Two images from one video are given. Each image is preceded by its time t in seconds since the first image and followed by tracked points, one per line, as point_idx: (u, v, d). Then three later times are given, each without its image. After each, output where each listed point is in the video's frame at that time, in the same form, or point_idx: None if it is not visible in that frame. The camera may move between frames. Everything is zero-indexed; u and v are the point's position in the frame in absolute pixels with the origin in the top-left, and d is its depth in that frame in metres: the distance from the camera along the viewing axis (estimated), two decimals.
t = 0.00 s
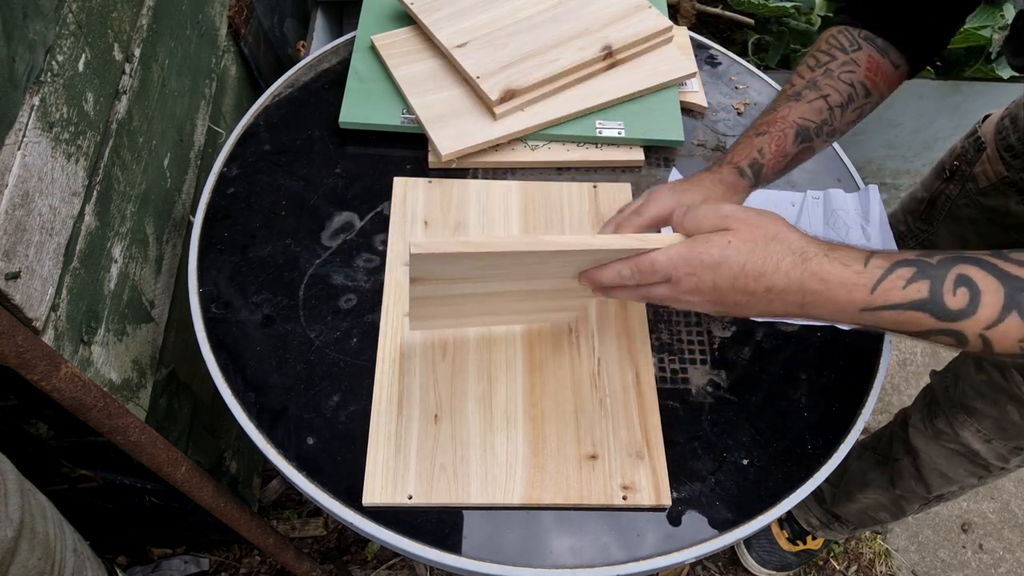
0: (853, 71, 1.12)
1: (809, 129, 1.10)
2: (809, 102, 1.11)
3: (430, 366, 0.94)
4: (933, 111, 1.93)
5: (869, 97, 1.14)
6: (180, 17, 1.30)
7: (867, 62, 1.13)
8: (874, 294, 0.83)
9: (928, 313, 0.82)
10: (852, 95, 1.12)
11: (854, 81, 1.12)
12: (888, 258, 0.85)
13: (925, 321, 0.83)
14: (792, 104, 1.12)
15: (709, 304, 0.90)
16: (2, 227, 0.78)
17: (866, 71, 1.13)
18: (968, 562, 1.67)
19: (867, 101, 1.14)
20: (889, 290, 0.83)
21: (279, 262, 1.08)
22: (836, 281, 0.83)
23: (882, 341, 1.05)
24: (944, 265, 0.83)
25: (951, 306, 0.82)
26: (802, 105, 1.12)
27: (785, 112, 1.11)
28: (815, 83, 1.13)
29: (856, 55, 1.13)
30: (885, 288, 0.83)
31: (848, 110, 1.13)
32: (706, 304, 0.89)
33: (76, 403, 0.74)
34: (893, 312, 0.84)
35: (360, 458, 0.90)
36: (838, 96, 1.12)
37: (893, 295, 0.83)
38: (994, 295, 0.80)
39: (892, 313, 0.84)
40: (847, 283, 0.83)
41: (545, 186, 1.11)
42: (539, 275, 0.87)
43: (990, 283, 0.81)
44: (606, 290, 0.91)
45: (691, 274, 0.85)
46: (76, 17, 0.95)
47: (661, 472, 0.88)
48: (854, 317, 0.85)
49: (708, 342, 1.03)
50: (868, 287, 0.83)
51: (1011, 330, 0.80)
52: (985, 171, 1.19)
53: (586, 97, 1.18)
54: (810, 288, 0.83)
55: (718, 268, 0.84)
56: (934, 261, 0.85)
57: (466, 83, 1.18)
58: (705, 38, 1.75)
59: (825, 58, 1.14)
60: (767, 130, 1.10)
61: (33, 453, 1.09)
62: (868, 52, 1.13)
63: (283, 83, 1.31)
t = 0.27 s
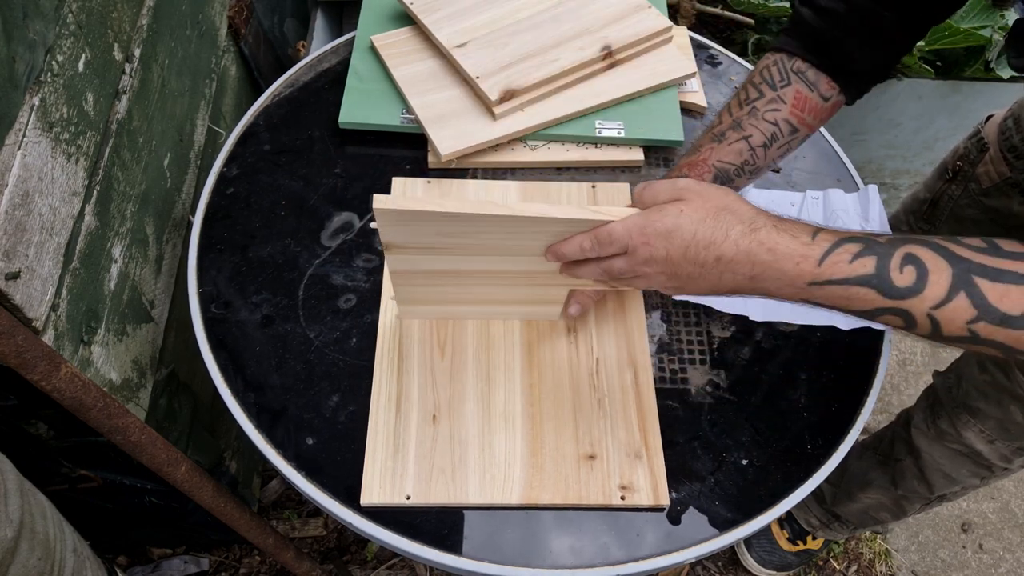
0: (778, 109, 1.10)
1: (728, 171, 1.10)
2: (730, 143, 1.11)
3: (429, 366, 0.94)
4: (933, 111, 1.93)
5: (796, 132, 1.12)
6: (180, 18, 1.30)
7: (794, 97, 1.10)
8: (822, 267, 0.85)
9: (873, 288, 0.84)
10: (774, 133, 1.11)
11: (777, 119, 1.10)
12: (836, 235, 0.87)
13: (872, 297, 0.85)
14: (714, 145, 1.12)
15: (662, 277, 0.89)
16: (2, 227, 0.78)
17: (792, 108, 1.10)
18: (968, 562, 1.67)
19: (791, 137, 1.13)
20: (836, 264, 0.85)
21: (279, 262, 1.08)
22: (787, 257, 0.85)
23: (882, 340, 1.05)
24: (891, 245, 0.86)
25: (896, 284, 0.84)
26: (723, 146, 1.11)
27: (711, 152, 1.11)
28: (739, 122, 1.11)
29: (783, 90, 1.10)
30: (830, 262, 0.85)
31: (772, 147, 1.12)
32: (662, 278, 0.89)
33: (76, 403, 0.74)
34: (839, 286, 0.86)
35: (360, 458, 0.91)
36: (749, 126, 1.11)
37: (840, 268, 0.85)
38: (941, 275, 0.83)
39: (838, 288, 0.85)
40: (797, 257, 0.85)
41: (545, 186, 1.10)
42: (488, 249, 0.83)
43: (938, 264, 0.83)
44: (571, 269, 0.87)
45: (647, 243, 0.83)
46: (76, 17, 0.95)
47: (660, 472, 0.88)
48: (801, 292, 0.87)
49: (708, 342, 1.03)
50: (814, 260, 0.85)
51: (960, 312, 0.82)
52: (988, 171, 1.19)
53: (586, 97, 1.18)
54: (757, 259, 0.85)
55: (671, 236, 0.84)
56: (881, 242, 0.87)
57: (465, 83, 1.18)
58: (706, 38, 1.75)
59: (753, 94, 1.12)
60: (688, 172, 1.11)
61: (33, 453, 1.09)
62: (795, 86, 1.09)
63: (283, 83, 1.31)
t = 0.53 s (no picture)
0: (763, 110, 1.10)
1: (712, 172, 1.13)
2: (715, 145, 1.12)
3: (429, 366, 0.94)
4: (933, 111, 1.93)
5: (782, 131, 1.13)
6: (180, 18, 1.30)
7: (780, 97, 1.10)
8: (817, 266, 0.84)
9: (868, 286, 0.84)
10: (760, 134, 1.12)
11: (763, 120, 1.11)
12: (831, 233, 0.87)
13: (867, 295, 0.85)
14: (700, 147, 1.13)
15: (659, 277, 0.89)
16: (2, 227, 0.78)
17: (778, 108, 1.10)
18: (968, 562, 1.67)
19: (778, 136, 1.14)
20: (832, 263, 0.84)
21: (279, 262, 1.08)
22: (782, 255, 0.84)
23: (882, 340, 1.05)
24: (886, 242, 0.85)
25: (892, 281, 0.83)
26: (709, 147, 1.13)
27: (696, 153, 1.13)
28: (724, 124, 1.12)
29: (769, 91, 1.10)
30: (825, 260, 0.84)
31: (757, 147, 1.13)
32: (660, 278, 0.89)
33: (76, 403, 0.74)
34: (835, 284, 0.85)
35: (360, 458, 0.91)
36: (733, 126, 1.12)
37: (835, 267, 0.84)
38: (936, 273, 0.83)
39: (833, 286, 0.85)
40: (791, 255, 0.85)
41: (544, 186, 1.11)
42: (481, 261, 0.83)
43: (933, 261, 0.83)
44: (568, 273, 0.89)
45: (642, 245, 0.83)
46: (76, 18, 0.95)
47: (660, 472, 0.88)
48: (796, 290, 0.87)
49: (708, 342, 1.03)
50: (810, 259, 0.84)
51: (954, 309, 0.82)
52: (987, 172, 1.19)
53: (586, 98, 1.18)
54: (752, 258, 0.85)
55: (666, 237, 0.84)
56: (877, 239, 0.87)
57: (465, 83, 1.18)
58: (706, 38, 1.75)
59: (739, 95, 1.12)
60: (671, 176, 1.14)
61: (33, 453, 1.09)
62: (781, 87, 1.09)
63: (283, 83, 1.31)
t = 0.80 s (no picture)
0: (763, 113, 1.10)
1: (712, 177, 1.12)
2: (715, 149, 1.12)
3: (429, 366, 0.94)
4: (933, 111, 1.93)
5: (782, 135, 1.13)
6: (180, 17, 1.30)
7: (779, 101, 1.10)
8: (801, 249, 0.85)
9: (850, 272, 0.85)
10: (760, 138, 1.12)
11: (762, 124, 1.11)
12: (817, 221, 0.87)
13: (851, 283, 0.85)
14: (700, 151, 1.13)
15: (645, 261, 0.87)
16: (2, 227, 0.78)
17: (778, 112, 1.10)
18: (968, 562, 1.67)
19: (778, 140, 1.13)
20: (815, 247, 0.85)
21: (279, 262, 1.08)
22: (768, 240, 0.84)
23: (882, 340, 1.05)
24: (870, 230, 0.87)
25: (875, 269, 0.84)
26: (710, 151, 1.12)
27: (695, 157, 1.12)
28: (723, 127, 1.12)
29: (769, 94, 1.10)
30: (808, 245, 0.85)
31: (757, 151, 1.13)
32: (648, 266, 0.88)
33: (76, 403, 0.74)
34: (817, 270, 0.86)
35: (360, 458, 0.91)
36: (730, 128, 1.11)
37: (819, 251, 0.85)
38: (920, 262, 0.84)
39: (818, 271, 0.85)
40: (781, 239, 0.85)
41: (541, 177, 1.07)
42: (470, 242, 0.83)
43: (916, 250, 0.85)
44: (555, 261, 0.88)
45: (629, 224, 0.82)
46: (76, 17, 0.95)
47: (660, 472, 0.88)
48: (781, 275, 0.87)
49: (708, 342, 1.03)
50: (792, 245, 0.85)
51: (938, 299, 0.84)
52: (986, 171, 1.19)
53: (587, 98, 1.18)
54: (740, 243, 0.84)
55: (652, 216, 0.83)
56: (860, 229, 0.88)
57: (466, 82, 1.18)
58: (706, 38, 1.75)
59: (738, 99, 1.12)
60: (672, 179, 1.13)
61: (33, 453, 1.09)
62: (780, 90, 1.09)
63: (284, 83, 1.31)
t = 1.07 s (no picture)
0: (763, 109, 1.10)
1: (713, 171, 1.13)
2: (715, 144, 1.12)
3: (429, 366, 0.94)
4: (933, 111, 1.93)
5: (782, 130, 1.13)
6: (180, 17, 1.30)
7: (780, 96, 1.10)
8: (812, 254, 0.85)
9: (863, 275, 0.85)
10: (760, 133, 1.12)
11: (763, 119, 1.11)
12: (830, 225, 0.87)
13: (863, 285, 0.85)
14: (701, 146, 1.14)
15: (655, 267, 0.87)
16: (2, 227, 0.78)
17: (778, 107, 1.10)
18: (969, 562, 1.67)
19: (778, 135, 1.14)
20: (827, 251, 0.85)
21: (279, 262, 1.08)
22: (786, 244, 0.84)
23: (883, 340, 1.05)
24: (881, 232, 0.86)
25: (887, 271, 0.84)
26: (710, 147, 1.13)
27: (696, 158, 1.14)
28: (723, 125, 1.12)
29: (769, 90, 1.10)
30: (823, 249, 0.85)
31: (757, 146, 1.13)
32: (658, 271, 0.88)
33: (76, 404, 0.74)
34: (830, 274, 0.85)
35: (361, 458, 0.90)
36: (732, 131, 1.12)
37: (831, 255, 0.85)
38: (932, 263, 0.84)
39: (831, 274, 0.85)
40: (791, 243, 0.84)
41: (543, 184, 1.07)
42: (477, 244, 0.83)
43: (928, 252, 0.84)
44: (562, 265, 0.87)
45: (639, 232, 0.81)
46: (76, 17, 0.95)
47: (661, 473, 0.88)
48: (792, 279, 0.87)
49: (709, 342, 1.03)
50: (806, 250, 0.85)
51: (949, 299, 0.83)
52: (986, 170, 1.19)
53: (587, 98, 1.18)
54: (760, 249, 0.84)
55: (662, 224, 0.83)
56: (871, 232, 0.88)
57: (466, 83, 1.18)
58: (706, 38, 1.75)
59: (739, 94, 1.12)
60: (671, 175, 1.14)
61: (33, 453, 1.09)
62: (781, 86, 1.09)
63: (284, 83, 1.31)
